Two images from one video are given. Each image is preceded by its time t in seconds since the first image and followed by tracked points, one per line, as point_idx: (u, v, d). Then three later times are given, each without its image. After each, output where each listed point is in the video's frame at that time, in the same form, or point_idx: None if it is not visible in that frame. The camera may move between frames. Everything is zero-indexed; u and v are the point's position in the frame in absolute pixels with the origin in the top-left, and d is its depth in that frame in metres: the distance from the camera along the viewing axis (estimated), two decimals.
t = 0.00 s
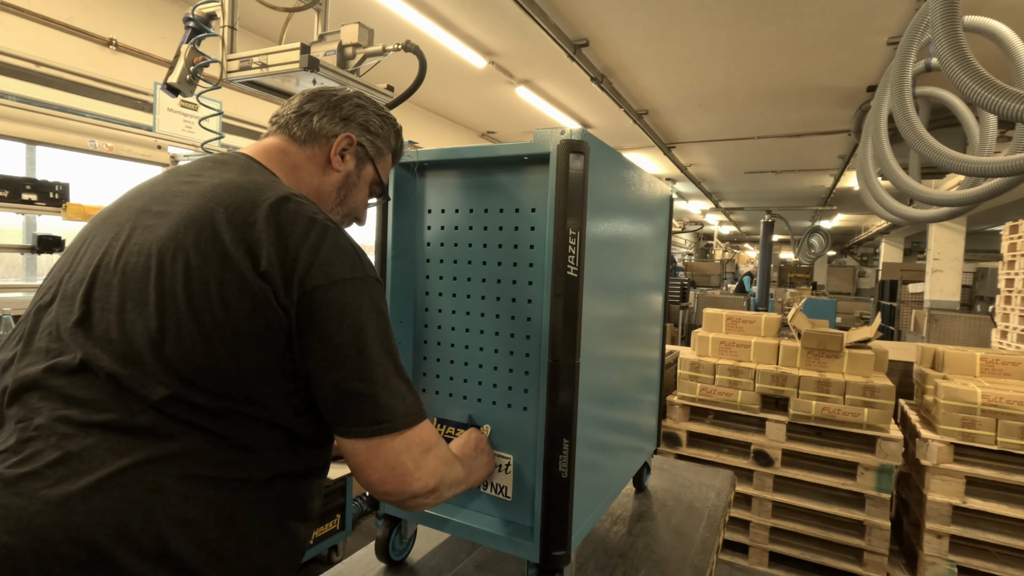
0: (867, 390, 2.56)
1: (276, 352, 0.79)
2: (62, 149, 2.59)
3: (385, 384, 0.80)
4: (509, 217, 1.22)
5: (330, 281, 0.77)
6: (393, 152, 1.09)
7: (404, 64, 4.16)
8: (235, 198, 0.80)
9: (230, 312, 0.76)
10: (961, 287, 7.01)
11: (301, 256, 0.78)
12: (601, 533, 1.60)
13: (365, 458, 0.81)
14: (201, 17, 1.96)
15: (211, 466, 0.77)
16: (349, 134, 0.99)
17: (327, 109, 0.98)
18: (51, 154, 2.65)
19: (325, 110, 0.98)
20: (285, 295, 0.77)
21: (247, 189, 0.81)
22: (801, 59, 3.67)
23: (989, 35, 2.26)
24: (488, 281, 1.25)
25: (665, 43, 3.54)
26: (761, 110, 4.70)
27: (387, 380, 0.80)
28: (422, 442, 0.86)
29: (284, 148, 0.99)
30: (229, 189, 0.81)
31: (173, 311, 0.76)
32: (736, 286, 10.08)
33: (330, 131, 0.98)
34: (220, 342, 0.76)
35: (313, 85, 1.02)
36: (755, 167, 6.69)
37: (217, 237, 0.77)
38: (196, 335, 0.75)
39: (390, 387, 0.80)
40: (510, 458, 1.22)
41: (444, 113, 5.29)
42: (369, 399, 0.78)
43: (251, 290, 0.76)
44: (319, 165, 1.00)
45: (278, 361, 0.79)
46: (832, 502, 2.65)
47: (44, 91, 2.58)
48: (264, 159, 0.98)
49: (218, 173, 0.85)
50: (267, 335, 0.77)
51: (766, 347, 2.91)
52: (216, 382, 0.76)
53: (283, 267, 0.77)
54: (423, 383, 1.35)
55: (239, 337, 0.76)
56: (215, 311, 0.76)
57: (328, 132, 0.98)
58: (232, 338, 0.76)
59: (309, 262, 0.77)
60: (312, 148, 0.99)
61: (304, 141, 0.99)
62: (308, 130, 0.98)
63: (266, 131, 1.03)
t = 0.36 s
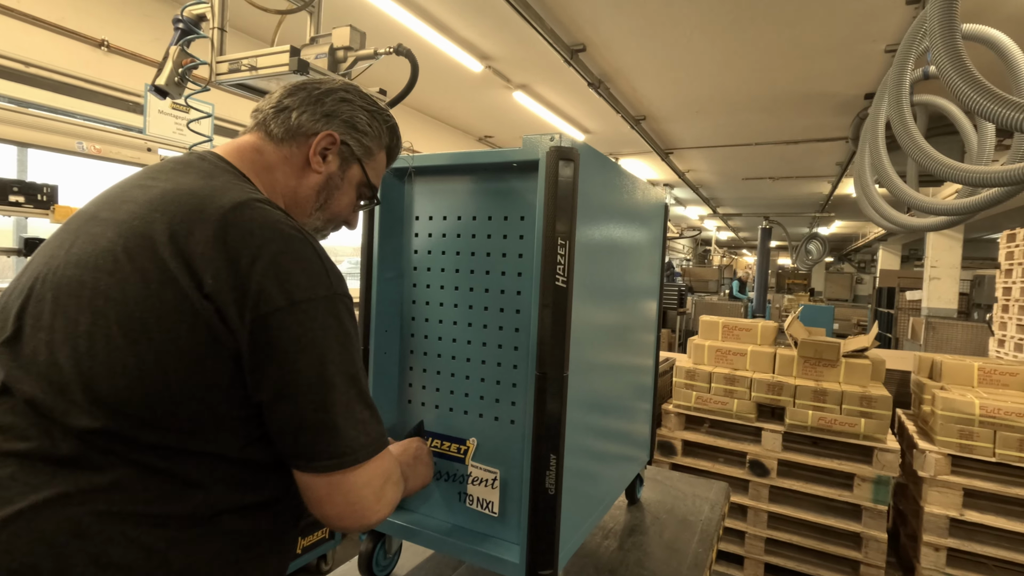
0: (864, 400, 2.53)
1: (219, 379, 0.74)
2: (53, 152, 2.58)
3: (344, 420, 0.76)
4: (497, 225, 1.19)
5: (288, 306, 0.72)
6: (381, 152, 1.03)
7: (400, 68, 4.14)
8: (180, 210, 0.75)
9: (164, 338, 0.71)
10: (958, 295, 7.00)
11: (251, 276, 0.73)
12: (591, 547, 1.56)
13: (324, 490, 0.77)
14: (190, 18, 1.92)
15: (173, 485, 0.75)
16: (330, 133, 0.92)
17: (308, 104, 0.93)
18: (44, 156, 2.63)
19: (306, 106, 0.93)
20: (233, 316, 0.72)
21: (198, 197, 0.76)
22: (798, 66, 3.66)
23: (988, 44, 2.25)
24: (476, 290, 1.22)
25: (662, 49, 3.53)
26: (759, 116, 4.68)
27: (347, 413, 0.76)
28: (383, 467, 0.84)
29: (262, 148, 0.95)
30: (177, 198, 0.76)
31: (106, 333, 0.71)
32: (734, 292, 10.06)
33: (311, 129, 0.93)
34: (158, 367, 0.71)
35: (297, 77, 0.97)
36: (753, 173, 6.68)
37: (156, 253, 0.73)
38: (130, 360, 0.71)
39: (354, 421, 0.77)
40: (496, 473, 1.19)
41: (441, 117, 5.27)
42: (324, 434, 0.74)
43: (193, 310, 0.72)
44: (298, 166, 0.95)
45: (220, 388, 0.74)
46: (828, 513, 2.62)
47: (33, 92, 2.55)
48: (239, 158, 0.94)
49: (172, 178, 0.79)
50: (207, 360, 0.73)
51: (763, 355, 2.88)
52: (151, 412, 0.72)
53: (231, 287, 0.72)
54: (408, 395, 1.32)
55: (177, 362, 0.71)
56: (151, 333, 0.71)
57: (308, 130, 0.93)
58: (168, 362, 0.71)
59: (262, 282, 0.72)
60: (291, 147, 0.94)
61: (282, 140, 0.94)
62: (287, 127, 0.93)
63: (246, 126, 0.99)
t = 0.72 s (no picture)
0: (856, 410, 2.49)
1: (136, 417, 0.64)
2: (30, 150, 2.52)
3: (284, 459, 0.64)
4: (475, 229, 1.15)
5: (219, 333, 0.62)
6: (366, 165, 0.96)
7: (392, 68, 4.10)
8: (103, 219, 0.67)
9: (79, 364, 0.63)
10: (952, 302, 7.00)
11: (177, 297, 0.62)
12: (575, 562, 1.51)
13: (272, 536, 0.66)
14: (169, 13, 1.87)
15: (107, 511, 0.67)
16: (308, 144, 0.86)
17: (285, 111, 0.86)
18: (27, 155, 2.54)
19: (283, 112, 0.86)
20: (154, 344, 0.62)
21: (136, 203, 0.68)
22: (792, 72, 3.65)
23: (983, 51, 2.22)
24: (453, 297, 1.17)
25: (657, 54, 3.50)
26: (754, 122, 4.66)
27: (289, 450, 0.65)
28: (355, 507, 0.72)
29: (234, 155, 0.89)
30: (105, 205, 0.68)
31: (9, 357, 0.64)
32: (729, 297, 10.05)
33: (286, 138, 0.86)
34: (74, 395, 0.63)
35: (275, 78, 0.90)
36: (748, 179, 6.67)
37: (74, 267, 0.66)
38: (37, 388, 0.63)
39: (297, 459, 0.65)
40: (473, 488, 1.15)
41: (435, 119, 5.24)
42: (257, 476, 0.63)
43: (111, 334, 0.63)
44: (272, 179, 0.89)
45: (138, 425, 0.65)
46: (819, 525, 2.58)
47: (14, 88, 2.50)
48: (208, 166, 0.88)
49: (116, 181, 0.73)
50: (116, 392, 0.63)
51: (755, 363, 2.84)
52: (59, 446, 0.64)
53: (156, 311, 0.62)
54: (383, 404, 1.27)
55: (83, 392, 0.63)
56: (60, 359, 0.63)
57: (284, 140, 0.86)
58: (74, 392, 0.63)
59: (188, 303, 0.62)
60: (265, 158, 0.88)
61: (255, 149, 0.87)
62: (261, 136, 0.86)
63: (219, 129, 0.93)
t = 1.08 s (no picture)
0: (846, 421, 2.46)
1: (54, 444, 0.59)
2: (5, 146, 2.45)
3: (229, 492, 0.55)
4: (450, 235, 1.11)
5: (157, 353, 0.54)
6: (344, 175, 0.85)
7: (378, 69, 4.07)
8: (32, 223, 0.61)
9: (0, 388, 0.58)
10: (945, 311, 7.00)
11: (105, 314, 0.55)
12: None
13: None
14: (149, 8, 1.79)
15: (29, 537, 0.62)
16: (275, 154, 0.74)
17: (251, 115, 0.75)
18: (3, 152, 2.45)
19: (248, 117, 0.75)
20: (75, 366, 0.55)
21: (73, 208, 0.62)
22: (787, 78, 3.63)
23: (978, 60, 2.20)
24: (427, 305, 1.13)
25: (652, 58, 3.47)
26: (750, 128, 4.64)
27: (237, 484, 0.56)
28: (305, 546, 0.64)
29: (193, 161, 0.78)
30: (39, 208, 0.63)
31: None
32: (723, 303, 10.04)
33: (251, 145, 0.75)
34: None
35: (245, 77, 0.79)
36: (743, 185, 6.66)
37: None
38: None
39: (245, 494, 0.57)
40: (444, 501, 1.11)
41: (428, 120, 5.20)
42: (192, 513, 0.54)
43: (29, 353, 0.58)
44: (236, 190, 0.78)
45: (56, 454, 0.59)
46: (808, 536, 2.55)
47: None
48: (165, 174, 0.77)
49: (53, 183, 0.67)
50: (34, 417, 0.58)
51: (745, 372, 2.81)
52: None
53: (81, 329, 0.55)
54: (354, 415, 1.23)
55: None
56: None
57: (248, 148, 0.75)
58: None
59: (118, 320, 0.55)
60: (228, 166, 0.77)
61: (217, 156, 0.76)
62: (224, 143, 0.75)
63: (180, 133, 0.82)
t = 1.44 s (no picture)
0: (835, 426, 2.43)
1: None
2: None
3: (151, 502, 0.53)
4: (425, 231, 1.08)
5: (75, 350, 0.51)
6: (315, 172, 0.78)
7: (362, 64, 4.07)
8: None
9: None
10: (939, 316, 7.01)
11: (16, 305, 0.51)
12: None
13: None
14: None
15: None
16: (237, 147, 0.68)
17: (214, 106, 0.69)
18: None
19: (211, 108, 0.69)
20: None
21: None
22: (781, 80, 3.60)
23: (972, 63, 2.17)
24: (401, 303, 1.10)
25: (645, 57, 3.45)
26: (745, 130, 4.62)
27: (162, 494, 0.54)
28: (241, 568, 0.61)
29: (153, 154, 0.72)
30: None
31: None
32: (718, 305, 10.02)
33: (212, 138, 0.69)
34: None
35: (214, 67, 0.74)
36: (738, 188, 6.65)
37: None
38: None
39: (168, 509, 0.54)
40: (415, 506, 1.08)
41: (421, 117, 5.15)
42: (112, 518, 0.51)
43: None
44: (197, 185, 0.72)
45: None
46: (795, 542, 2.52)
47: None
48: (124, 167, 0.71)
49: None
50: None
51: (735, 375, 2.78)
52: None
53: None
54: (325, 415, 1.19)
55: None
56: None
57: (211, 141, 0.69)
58: None
59: (34, 312, 0.51)
60: (190, 160, 0.70)
61: (179, 150, 0.70)
62: (186, 135, 0.69)
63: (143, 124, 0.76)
